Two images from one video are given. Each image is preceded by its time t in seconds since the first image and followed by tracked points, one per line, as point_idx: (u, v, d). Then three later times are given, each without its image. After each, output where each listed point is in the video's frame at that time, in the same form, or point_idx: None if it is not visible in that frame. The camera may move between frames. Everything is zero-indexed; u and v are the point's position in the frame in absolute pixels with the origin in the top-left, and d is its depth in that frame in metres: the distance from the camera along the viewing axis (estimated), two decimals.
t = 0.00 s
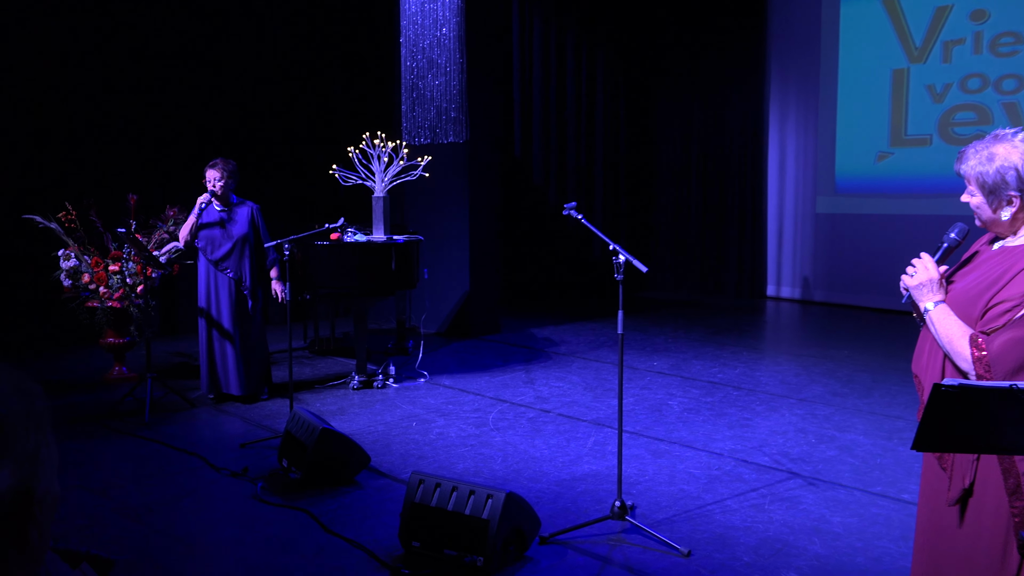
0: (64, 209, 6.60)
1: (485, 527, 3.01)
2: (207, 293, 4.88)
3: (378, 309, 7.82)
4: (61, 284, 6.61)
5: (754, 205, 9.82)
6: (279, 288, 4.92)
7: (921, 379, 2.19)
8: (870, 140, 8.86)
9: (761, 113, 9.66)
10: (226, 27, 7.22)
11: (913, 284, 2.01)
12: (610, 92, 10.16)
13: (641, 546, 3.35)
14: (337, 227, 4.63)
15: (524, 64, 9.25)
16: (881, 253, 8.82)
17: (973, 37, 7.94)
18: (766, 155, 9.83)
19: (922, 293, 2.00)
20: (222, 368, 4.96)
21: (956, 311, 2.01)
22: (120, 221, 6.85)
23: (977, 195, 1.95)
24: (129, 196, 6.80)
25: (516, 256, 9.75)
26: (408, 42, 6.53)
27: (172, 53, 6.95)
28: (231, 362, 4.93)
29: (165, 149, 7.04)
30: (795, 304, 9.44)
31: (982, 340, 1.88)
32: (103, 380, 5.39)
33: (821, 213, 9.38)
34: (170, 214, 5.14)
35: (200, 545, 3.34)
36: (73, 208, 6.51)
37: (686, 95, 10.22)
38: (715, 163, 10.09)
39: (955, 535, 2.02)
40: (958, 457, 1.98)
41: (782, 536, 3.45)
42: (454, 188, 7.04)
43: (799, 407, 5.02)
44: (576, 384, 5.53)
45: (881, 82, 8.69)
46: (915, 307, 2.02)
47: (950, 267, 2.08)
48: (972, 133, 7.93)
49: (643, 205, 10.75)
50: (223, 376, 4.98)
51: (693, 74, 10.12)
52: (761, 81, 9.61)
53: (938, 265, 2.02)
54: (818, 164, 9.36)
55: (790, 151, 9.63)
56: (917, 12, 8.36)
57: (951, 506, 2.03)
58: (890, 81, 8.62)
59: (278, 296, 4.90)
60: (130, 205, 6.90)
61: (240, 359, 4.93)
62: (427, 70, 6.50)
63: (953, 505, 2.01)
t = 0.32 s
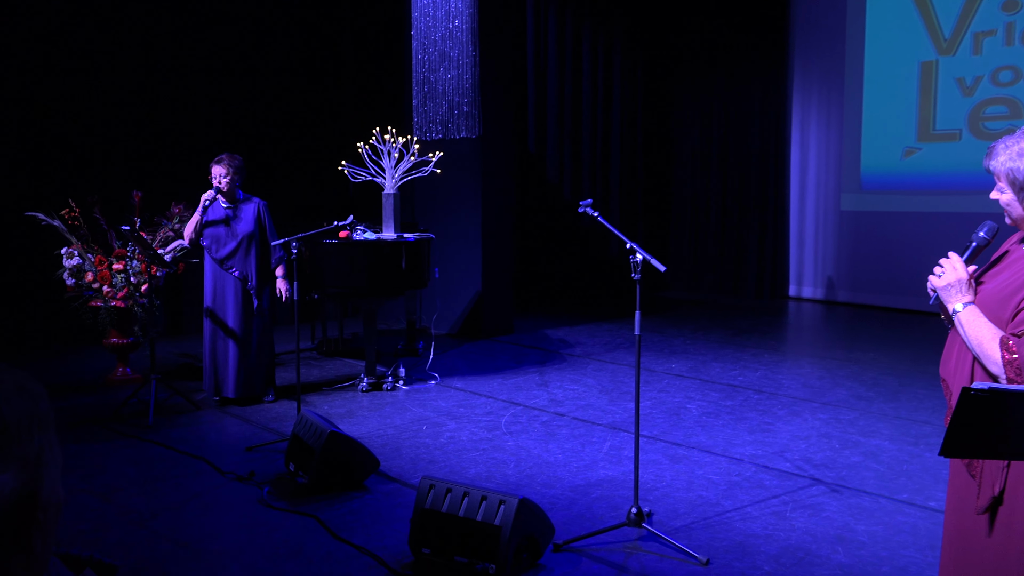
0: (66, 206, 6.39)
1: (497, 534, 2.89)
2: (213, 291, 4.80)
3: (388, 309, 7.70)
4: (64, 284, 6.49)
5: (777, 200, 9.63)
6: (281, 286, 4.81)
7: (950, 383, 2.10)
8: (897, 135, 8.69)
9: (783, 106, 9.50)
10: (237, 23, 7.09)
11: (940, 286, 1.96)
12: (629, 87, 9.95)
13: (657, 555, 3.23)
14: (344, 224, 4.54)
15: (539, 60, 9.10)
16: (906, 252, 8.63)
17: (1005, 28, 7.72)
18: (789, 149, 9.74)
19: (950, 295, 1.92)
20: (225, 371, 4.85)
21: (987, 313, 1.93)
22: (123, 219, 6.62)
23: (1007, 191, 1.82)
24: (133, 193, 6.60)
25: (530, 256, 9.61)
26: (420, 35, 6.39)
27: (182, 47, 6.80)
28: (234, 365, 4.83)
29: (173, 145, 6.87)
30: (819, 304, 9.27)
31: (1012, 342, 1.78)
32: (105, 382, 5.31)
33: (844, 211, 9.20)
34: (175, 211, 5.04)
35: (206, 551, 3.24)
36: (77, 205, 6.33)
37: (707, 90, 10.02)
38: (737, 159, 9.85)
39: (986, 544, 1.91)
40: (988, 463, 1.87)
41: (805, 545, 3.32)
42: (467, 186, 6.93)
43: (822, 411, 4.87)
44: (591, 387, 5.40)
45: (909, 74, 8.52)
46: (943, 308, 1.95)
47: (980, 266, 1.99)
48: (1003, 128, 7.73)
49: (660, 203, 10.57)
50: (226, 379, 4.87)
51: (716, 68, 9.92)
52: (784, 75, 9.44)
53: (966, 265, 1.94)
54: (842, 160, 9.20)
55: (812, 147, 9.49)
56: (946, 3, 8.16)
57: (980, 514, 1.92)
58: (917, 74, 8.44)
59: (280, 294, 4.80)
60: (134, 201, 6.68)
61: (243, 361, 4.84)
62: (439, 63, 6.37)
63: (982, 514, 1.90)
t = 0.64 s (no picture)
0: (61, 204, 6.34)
1: (503, 542, 2.77)
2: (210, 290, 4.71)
3: (391, 309, 7.59)
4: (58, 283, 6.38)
5: (791, 197, 9.47)
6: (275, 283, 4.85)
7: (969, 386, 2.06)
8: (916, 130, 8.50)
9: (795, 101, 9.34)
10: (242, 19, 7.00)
11: (962, 286, 1.90)
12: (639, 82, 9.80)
13: (669, 564, 3.10)
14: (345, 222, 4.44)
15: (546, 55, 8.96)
16: (926, 252, 8.48)
17: None
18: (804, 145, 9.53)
19: (972, 296, 1.88)
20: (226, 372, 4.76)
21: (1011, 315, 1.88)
22: (119, 216, 6.57)
23: None
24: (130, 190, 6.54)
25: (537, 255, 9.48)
26: (424, 27, 6.32)
27: (185, 43, 6.70)
28: (234, 368, 4.76)
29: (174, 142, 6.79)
30: (835, 305, 9.09)
31: None
32: (100, 384, 5.22)
33: (862, 209, 9.03)
34: (171, 209, 4.95)
35: (203, 559, 3.13)
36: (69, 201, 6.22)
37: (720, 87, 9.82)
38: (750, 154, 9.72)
39: (1009, 553, 1.89)
40: (1010, 470, 1.85)
41: (821, 553, 3.19)
42: (473, 184, 6.81)
43: (839, 415, 4.73)
44: (600, 391, 5.27)
45: (929, 67, 8.35)
46: (965, 309, 1.91)
47: (1004, 265, 1.95)
48: None
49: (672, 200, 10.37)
50: (226, 381, 4.78)
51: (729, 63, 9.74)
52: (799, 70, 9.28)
53: (988, 265, 1.90)
54: (859, 158, 9.04)
55: (828, 143, 9.31)
56: None
57: (1002, 523, 1.90)
58: (938, 67, 8.26)
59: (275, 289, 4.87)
60: (131, 199, 6.63)
61: (244, 362, 4.77)
62: (444, 56, 6.35)
63: (1005, 521, 1.88)
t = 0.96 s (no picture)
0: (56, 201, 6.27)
1: (509, 550, 2.65)
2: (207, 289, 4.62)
3: (394, 310, 7.49)
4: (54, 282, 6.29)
5: (807, 194, 9.30)
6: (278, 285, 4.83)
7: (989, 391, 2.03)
8: (936, 125, 8.39)
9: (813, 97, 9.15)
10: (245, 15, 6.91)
11: (984, 286, 1.88)
12: (651, 78, 9.58)
13: (680, 573, 2.99)
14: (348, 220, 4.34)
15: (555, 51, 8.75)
16: (946, 251, 8.36)
17: None
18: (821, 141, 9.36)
19: (996, 296, 1.85)
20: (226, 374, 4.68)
21: None
22: (116, 213, 6.51)
23: None
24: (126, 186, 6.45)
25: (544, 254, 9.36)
26: (428, 17, 6.07)
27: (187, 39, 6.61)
28: (236, 369, 4.68)
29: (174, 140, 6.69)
30: (853, 305, 8.93)
31: None
32: (95, 386, 5.12)
33: (880, 206, 8.89)
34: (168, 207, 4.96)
35: (199, 567, 3.02)
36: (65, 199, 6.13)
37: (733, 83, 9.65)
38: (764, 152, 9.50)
39: None
40: None
41: (837, 562, 3.07)
42: (479, 184, 6.70)
43: (856, 419, 4.60)
44: (609, 394, 5.16)
45: (950, 60, 8.21)
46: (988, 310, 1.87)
47: None
48: None
49: (684, 197, 10.16)
50: (226, 384, 4.69)
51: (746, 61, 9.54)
52: (817, 65, 9.12)
53: (1013, 264, 1.86)
54: (877, 155, 8.90)
55: (846, 140, 9.16)
56: None
57: None
58: (959, 60, 8.14)
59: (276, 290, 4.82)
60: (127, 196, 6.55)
61: (243, 364, 4.68)
62: (449, 48, 6.05)
63: None
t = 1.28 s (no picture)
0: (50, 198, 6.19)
1: (513, 558, 2.56)
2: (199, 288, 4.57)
3: (396, 311, 7.39)
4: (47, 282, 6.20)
5: (822, 192, 9.14)
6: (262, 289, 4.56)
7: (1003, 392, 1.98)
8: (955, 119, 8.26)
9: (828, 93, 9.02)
10: (246, 13, 6.85)
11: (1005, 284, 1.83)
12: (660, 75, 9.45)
13: None
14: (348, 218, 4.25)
15: (562, 49, 8.67)
16: (963, 251, 8.24)
17: None
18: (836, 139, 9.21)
19: (1014, 293, 1.81)
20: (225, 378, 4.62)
21: None
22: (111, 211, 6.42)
23: None
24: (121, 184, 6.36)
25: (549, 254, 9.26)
26: (431, 12, 5.99)
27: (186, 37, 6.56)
28: (232, 373, 4.61)
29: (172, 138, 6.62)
30: (868, 306, 8.79)
31: None
32: (90, 388, 5.05)
33: (896, 204, 8.76)
34: (165, 204, 4.92)
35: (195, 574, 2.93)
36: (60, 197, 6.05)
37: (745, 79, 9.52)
38: (777, 148, 9.34)
39: None
40: None
41: (852, 571, 2.96)
42: (484, 183, 6.61)
43: (872, 424, 4.49)
44: (617, 397, 5.05)
45: (969, 54, 8.08)
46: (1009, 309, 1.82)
47: None
48: None
49: (693, 195, 10.04)
50: (220, 386, 4.63)
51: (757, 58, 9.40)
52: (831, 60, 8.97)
53: None
54: (894, 151, 8.76)
55: (862, 137, 9.01)
56: None
57: None
58: (978, 53, 8.01)
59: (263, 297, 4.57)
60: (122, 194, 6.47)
61: (239, 366, 4.61)
62: (453, 42, 6.08)
63: None
